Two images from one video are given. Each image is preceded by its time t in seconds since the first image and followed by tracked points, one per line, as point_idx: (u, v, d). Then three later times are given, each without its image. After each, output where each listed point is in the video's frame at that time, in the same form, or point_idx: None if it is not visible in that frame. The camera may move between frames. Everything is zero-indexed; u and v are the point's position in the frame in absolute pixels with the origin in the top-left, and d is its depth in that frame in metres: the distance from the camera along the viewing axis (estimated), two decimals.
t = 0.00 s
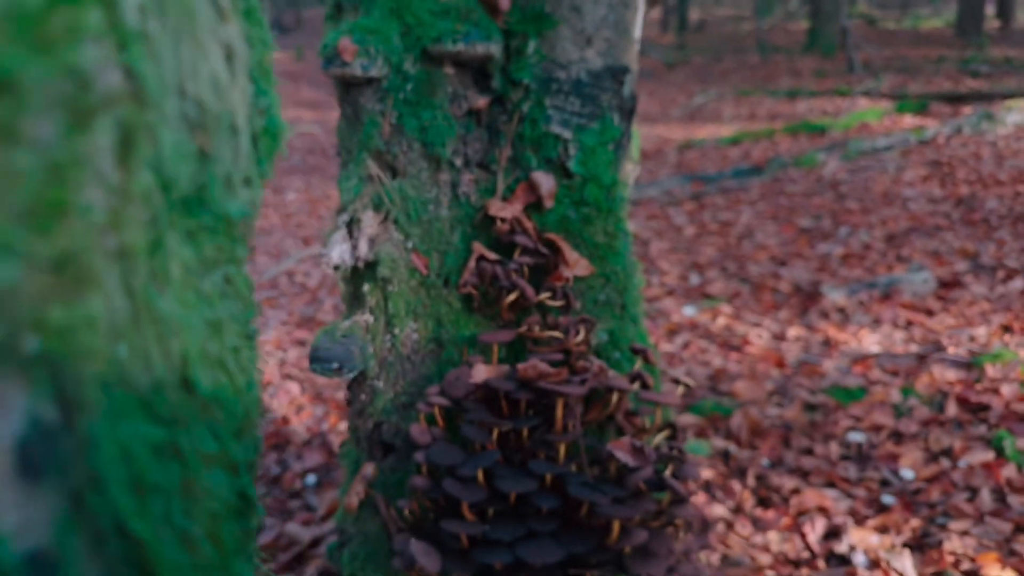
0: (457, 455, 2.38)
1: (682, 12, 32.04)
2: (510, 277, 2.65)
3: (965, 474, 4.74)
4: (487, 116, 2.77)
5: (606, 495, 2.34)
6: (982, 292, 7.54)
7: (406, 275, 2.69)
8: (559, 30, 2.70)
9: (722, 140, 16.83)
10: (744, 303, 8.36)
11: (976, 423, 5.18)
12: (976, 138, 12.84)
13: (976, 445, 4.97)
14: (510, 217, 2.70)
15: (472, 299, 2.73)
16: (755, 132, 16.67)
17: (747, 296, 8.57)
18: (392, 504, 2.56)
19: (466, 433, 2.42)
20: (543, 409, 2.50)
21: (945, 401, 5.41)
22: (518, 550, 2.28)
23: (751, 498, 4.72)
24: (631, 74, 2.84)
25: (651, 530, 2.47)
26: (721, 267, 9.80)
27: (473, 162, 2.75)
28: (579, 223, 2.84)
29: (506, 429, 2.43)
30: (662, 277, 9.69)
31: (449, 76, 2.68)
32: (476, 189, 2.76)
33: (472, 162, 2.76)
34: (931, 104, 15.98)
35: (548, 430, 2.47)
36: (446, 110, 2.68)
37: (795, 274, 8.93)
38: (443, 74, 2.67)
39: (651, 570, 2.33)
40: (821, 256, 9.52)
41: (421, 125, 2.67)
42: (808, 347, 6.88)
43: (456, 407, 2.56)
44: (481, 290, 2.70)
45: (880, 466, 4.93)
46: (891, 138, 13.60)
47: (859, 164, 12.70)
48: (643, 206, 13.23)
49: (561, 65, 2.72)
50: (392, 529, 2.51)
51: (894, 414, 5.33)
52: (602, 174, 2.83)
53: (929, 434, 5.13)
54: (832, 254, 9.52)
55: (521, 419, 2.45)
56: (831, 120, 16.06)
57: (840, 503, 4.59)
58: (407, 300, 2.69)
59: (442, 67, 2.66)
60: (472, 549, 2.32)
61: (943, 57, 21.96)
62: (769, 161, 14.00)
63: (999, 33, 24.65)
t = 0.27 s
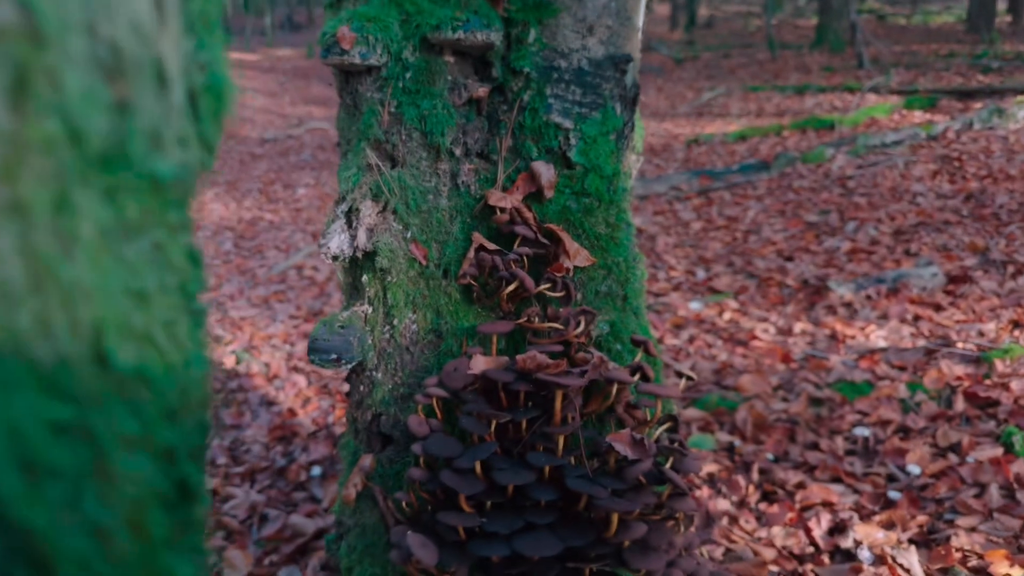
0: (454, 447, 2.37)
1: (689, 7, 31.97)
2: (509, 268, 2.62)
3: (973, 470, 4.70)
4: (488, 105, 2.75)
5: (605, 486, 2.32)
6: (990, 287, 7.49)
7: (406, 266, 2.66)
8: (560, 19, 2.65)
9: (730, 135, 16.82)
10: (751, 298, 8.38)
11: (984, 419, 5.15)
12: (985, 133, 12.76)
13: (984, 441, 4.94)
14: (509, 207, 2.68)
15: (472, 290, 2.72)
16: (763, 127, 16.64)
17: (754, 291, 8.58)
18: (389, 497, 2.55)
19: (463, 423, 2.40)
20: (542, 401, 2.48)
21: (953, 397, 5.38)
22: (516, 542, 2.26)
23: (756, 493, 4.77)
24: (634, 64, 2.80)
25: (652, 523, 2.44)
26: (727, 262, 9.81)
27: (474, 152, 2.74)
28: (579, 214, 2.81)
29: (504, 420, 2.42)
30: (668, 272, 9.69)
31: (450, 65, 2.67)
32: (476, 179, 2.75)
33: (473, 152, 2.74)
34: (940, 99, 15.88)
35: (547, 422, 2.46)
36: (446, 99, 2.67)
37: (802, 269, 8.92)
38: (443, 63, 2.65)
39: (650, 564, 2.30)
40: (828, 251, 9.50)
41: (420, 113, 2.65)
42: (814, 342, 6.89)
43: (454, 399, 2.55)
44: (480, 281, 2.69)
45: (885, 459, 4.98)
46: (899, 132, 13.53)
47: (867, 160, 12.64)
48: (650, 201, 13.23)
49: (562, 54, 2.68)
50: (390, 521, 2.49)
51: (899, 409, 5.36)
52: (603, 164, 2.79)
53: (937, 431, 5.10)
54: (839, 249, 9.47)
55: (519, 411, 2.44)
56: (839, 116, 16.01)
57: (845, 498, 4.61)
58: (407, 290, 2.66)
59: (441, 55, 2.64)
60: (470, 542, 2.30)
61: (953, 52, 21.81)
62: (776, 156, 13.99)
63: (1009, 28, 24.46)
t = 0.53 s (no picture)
0: (444, 439, 2.34)
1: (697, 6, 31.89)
2: (503, 258, 2.56)
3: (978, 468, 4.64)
4: (483, 93, 2.70)
5: (596, 480, 2.27)
6: (997, 284, 7.41)
7: (398, 255, 2.61)
8: (556, 5, 2.60)
9: (736, 132, 16.76)
10: (754, 295, 8.35)
11: (990, 417, 5.09)
12: (993, 132, 12.65)
13: (990, 439, 4.88)
14: (504, 196, 2.62)
15: (465, 281, 2.67)
16: (769, 125, 16.58)
17: (758, 288, 8.54)
18: (379, 490, 2.51)
19: (454, 415, 2.36)
20: (535, 393, 2.44)
21: (958, 394, 5.33)
22: (505, 536, 2.22)
23: (757, 489, 4.79)
24: (632, 51, 2.74)
25: (646, 517, 2.40)
26: (732, 259, 9.78)
27: (468, 140, 2.69)
28: (575, 204, 2.76)
29: (495, 412, 2.38)
30: (672, 268, 9.66)
31: (444, 51, 2.62)
32: (471, 169, 2.70)
33: (467, 140, 2.69)
34: (948, 97, 15.76)
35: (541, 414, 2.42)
36: (440, 85, 2.62)
37: (806, 267, 8.88)
38: (437, 49, 2.60)
39: (643, 560, 2.25)
40: (833, 248, 9.45)
41: (413, 100, 2.59)
42: (817, 340, 6.85)
43: (446, 390, 2.51)
44: (474, 271, 2.64)
45: (891, 458, 4.91)
46: (907, 129, 13.43)
47: (874, 157, 12.56)
48: (655, 197, 13.18)
49: (558, 41, 2.63)
50: (380, 514, 2.46)
51: (903, 407, 5.33)
52: (600, 153, 2.74)
53: (942, 429, 5.05)
54: (844, 246, 9.41)
55: (511, 403, 2.40)
56: (846, 113, 15.92)
57: (847, 496, 4.61)
58: (400, 280, 2.61)
59: (436, 41, 2.60)
60: (459, 536, 2.27)
61: (961, 50, 21.65)
62: (782, 154, 13.93)
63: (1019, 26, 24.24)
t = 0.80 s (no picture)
0: (434, 428, 2.29)
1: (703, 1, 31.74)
2: (496, 244, 2.51)
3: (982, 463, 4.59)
4: (478, 76, 2.64)
5: (589, 471, 2.22)
6: (1003, 279, 7.34)
7: (389, 242, 2.56)
8: None
9: (741, 126, 16.66)
10: (757, 290, 8.29)
11: (994, 412, 5.02)
12: (1000, 127, 12.55)
13: (994, 435, 4.81)
14: (497, 182, 2.56)
15: (458, 268, 2.62)
16: (774, 120, 16.49)
17: (761, 282, 8.49)
18: (368, 480, 2.46)
19: (444, 404, 2.32)
20: (527, 383, 2.40)
21: (962, 390, 5.27)
22: (494, 527, 2.18)
23: (757, 484, 4.75)
24: (629, 34, 2.68)
25: (640, 509, 2.35)
26: (735, 253, 9.72)
27: (462, 125, 2.63)
28: (571, 189, 2.70)
29: (487, 401, 2.34)
30: (675, 262, 9.60)
31: (437, 32, 2.56)
32: (464, 153, 2.64)
33: (461, 125, 2.63)
34: (955, 92, 15.64)
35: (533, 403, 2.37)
36: (433, 67, 2.56)
37: (810, 261, 8.82)
38: (430, 30, 2.53)
39: (636, 553, 2.21)
40: (837, 242, 9.38)
41: (404, 83, 2.53)
42: (820, 335, 6.80)
43: (437, 378, 2.47)
44: (467, 258, 2.59)
45: (893, 453, 4.88)
46: (913, 124, 13.33)
47: (880, 152, 12.47)
48: (659, 191, 13.12)
49: (554, 22, 2.57)
50: (369, 504, 2.41)
51: (906, 401, 5.28)
52: (597, 138, 2.68)
53: (946, 424, 4.99)
54: (849, 241, 9.33)
55: (503, 392, 2.35)
56: (852, 109, 15.82)
57: (848, 491, 4.56)
58: (391, 267, 2.56)
59: (429, 22, 2.53)
60: (449, 527, 2.23)
61: (969, 46, 21.49)
62: (787, 148, 13.84)
63: None
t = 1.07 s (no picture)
0: (427, 417, 2.25)
1: None
2: (491, 231, 2.45)
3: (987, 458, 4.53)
4: (474, 60, 2.57)
5: (584, 461, 2.17)
6: (1009, 272, 7.26)
7: (383, 228, 2.52)
8: None
9: (746, 120, 16.57)
10: (761, 283, 8.24)
11: (1000, 406, 4.95)
12: (1008, 121, 12.44)
13: (1000, 429, 4.74)
14: (493, 167, 2.51)
15: (453, 255, 2.57)
16: (780, 113, 16.39)
17: (765, 276, 8.44)
18: (361, 469, 2.43)
19: (437, 393, 2.28)
20: (522, 371, 2.35)
21: (968, 384, 5.21)
22: (487, 518, 2.14)
23: (759, 477, 4.72)
24: (630, 17, 2.61)
25: (636, 500, 2.30)
26: (739, 246, 9.66)
27: (458, 110, 2.58)
28: (569, 176, 2.64)
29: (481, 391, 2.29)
30: (678, 255, 9.55)
31: (433, 14, 2.50)
32: (460, 138, 2.59)
33: (457, 110, 2.58)
34: (963, 86, 15.52)
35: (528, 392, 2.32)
36: (429, 50, 2.51)
37: (815, 255, 8.76)
38: (426, 12, 2.48)
39: (632, 545, 2.16)
40: (842, 236, 9.31)
41: (399, 66, 2.49)
42: (824, 328, 6.75)
43: (431, 367, 2.42)
44: (462, 245, 2.54)
45: (896, 448, 4.83)
46: (920, 118, 13.22)
47: (886, 146, 12.38)
48: (663, 185, 13.05)
49: (553, 4, 2.48)
50: (361, 495, 2.38)
51: (911, 395, 5.22)
52: (596, 124, 2.61)
53: (950, 419, 4.94)
54: (854, 235, 9.25)
55: (498, 381, 2.31)
56: (858, 102, 15.71)
57: (851, 486, 4.51)
58: (385, 254, 2.52)
59: (424, 5, 2.48)
60: (441, 517, 2.19)
61: (977, 40, 21.31)
62: (792, 142, 13.76)
63: None
